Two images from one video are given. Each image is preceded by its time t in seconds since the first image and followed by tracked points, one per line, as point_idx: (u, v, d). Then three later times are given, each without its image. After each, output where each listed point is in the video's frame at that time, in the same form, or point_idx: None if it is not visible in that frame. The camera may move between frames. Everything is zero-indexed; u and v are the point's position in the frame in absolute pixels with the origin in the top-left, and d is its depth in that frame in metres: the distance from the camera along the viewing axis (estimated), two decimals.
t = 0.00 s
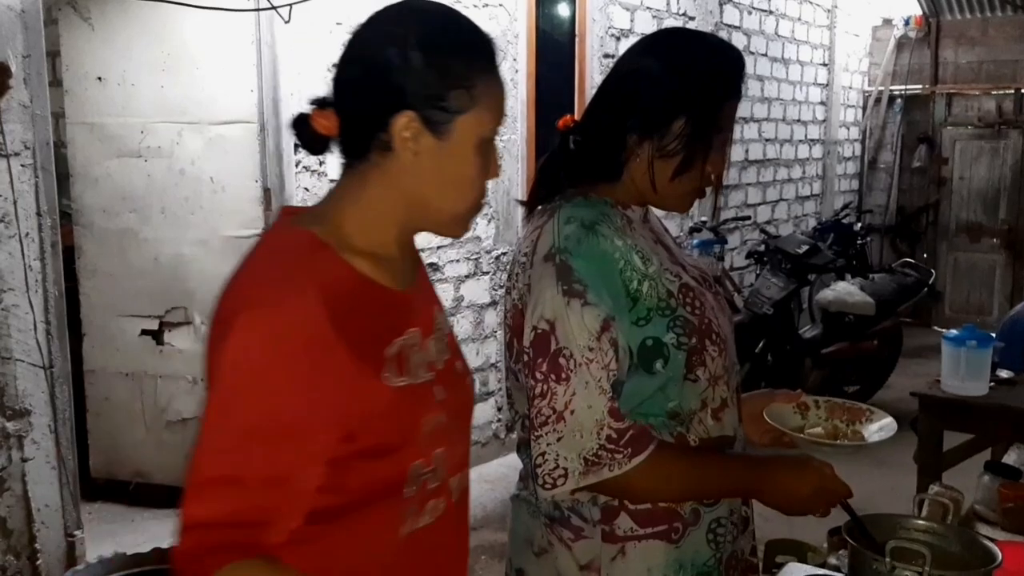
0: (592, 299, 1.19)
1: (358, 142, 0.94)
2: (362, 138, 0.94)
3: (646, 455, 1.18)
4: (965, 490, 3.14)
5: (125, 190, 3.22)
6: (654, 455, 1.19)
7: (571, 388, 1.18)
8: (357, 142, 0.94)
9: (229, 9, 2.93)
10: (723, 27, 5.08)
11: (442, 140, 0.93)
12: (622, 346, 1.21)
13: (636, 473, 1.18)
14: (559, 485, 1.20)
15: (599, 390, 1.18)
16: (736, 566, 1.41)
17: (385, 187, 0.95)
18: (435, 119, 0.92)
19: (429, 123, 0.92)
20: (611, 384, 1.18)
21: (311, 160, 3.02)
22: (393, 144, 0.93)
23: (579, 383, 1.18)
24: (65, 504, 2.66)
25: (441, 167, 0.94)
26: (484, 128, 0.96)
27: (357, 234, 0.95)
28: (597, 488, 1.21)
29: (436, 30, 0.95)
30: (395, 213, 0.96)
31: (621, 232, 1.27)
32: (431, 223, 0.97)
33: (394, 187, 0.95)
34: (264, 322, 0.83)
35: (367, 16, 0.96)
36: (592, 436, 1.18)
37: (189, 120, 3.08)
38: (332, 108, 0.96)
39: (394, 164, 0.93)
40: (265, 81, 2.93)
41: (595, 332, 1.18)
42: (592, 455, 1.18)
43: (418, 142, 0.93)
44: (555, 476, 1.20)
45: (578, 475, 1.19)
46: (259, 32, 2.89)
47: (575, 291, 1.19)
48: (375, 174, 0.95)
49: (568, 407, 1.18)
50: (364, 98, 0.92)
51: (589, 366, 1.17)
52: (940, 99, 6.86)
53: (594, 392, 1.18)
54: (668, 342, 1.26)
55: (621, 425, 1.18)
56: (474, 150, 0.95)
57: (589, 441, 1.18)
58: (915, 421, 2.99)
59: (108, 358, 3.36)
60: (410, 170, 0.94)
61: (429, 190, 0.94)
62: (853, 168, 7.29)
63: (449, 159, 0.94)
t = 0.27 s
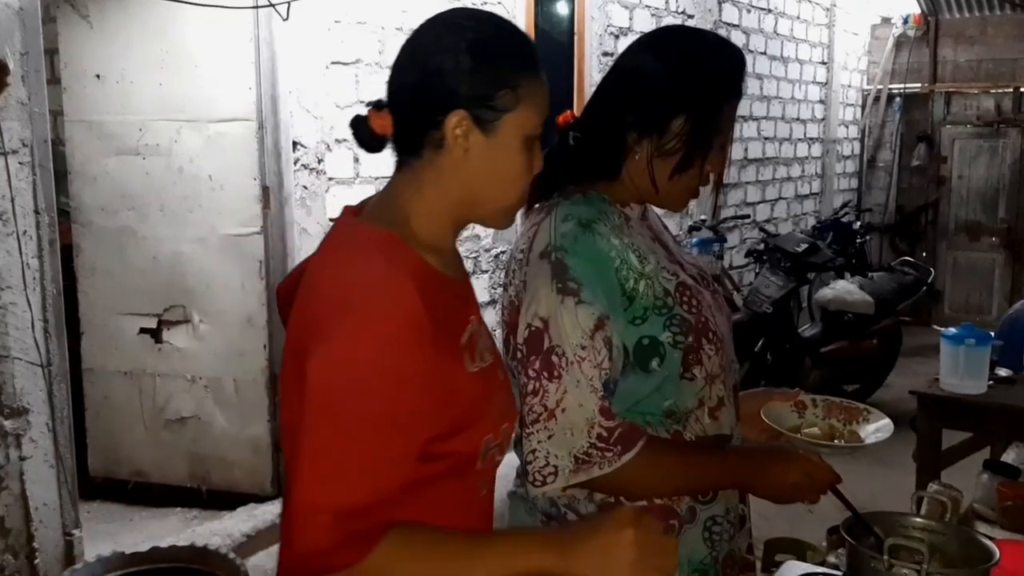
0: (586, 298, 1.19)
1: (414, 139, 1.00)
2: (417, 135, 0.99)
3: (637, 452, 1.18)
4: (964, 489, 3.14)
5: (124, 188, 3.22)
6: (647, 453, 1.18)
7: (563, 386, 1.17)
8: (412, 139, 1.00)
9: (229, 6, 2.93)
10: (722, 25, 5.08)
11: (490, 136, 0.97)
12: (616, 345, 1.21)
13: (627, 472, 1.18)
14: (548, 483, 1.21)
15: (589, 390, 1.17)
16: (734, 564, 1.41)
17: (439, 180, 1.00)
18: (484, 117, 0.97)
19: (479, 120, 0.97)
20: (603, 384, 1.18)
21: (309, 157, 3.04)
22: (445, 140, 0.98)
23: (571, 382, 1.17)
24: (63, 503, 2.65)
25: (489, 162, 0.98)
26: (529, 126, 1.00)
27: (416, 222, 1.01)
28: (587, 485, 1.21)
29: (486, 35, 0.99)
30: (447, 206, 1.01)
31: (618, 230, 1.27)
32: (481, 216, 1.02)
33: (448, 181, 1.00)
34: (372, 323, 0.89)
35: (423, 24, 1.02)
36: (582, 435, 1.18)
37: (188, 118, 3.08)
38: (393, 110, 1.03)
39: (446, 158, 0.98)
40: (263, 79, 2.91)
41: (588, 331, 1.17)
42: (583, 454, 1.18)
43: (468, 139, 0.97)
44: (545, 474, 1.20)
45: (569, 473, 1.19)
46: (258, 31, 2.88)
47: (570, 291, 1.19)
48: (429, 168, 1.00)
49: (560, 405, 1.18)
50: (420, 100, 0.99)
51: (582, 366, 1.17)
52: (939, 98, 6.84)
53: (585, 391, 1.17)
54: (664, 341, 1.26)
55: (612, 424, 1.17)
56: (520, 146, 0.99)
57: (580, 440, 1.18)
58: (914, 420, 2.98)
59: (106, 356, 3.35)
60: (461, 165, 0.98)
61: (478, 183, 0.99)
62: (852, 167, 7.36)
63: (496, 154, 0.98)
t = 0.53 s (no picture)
0: (579, 297, 1.19)
1: (443, 131, 0.96)
2: (446, 127, 0.96)
3: (624, 449, 1.18)
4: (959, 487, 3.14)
5: (119, 186, 3.22)
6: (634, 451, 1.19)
7: (556, 385, 1.17)
8: (441, 131, 0.97)
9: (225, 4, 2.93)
10: (718, 24, 5.08)
11: (518, 129, 0.93)
12: (608, 343, 1.21)
13: (616, 470, 1.18)
14: (538, 481, 1.21)
15: (581, 389, 1.17)
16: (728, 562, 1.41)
17: (466, 174, 0.95)
18: (513, 110, 0.93)
19: (508, 113, 0.93)
20: (594, 383, 1.18)
21: (304, 156, 3.00)
22: (474, 132, 0.94)
23: (563, 381, 1.17)
24: (57, 503, 2.63)
25: (517, 157, 0.94)
26: (559, 121, 0.95)
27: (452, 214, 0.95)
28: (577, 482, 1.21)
29: (516, 31, 0.96)
30: (473, 201, 0.96)
31: (612, 229, 1.27)
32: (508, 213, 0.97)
33: (476, 175, 0.95)
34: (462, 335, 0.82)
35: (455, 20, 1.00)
36: (573, 433, 1.18)
37: (183, 116, 3.07)
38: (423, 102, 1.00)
39: (474, 152, 0.94)
40: (258, 77, 2.90)
41: (580, 330, 1.17)
42: (573, 452, 1.18)
43: (497, 132, 0.93)
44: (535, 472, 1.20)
45: (558, 471, 1.19)
46: (254, 28, 2.88)
47: (562, 289, 1.19)
48: (457, 161, 0.96)
49: (551, 404, 1.17)
50: (449, 92, 0.96)
51: (573, 365, 1.17)
52: (934, 97, 6.85)
53: (577, 390, 1.17)
54: (657, 340, 1.25)
55: (602, 423, 1.18)
56: (546, 142, 0.95)
57: (570, 438, 1.18)
58: (909, 418, 2.99)
59: (101, 355, 3.35)
60: (488, 158, 0.94)
61: (505, 178, 0.95)
62: (847, 166, 7.36)
63: (524, 149, 0.94)
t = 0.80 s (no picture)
0: (571, 296, 1.19)
1: (470, 126, 0.94)
2: (474, 122, 0.94)
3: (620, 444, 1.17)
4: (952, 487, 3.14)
5: (112, 184, 3.21)
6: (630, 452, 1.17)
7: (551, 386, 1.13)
8: (466, 126, 0.95)
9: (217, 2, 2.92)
10: (713, 23, 5.08)
11: (550, 129, 0.91)
12: (600, 343, 1.21)
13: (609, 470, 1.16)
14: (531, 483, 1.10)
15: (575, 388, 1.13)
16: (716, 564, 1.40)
17: (495, 171, 0.94)
18: (546, 109, 0.91)
19: (541, 112, 0.91)
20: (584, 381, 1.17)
21: (298, 154, 2.99)
22: (505, 130, 0.92)
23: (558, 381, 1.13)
24: (49, 503, 2.62)
25: (548, 156, 0.92)
26: (590, 122, 0.93)
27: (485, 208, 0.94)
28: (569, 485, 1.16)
29: (550, 26, 0.94)
30: (502, 198, 0.95)
31: (604, 228, 1.26)
32: (537, 210, 0.96)
33: (506, 173, 0.94)
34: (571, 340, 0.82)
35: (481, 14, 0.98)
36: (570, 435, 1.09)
37: (176, 114, 3.07)
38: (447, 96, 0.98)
39: (505, 149, 0.93)
40: (251, 75, 2.90)
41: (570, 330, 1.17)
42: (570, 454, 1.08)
43: (528, 132, 0.91)
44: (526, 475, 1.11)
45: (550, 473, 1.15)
46: (247, 27, 2.88)
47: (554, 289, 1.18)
48: (485, 157, 0.94)
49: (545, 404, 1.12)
50: (477, 86, 0.94)
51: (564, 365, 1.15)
52: (929, 96, 6.87)
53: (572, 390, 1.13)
54: (648, 341, 1.26)
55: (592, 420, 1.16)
56: (575, 142, 0.93)
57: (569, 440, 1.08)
58: (902, 417, 2.99)
59: (93, 354, 3.34)
60: (519, 156, 0.93)
61: (534, 177, 0.93)
62: (841, 165, 7.36)
63: (554, 148, 0.92)
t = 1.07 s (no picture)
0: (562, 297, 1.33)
1: (490, 132, 0.95)
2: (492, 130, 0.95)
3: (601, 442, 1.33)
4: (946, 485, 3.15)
5: (104, 182, 3.20)
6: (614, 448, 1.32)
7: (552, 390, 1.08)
8: (486, 132, 0.95)
9: None
10: (707, 22, 5.08)
11: (572, 139, 0.93)
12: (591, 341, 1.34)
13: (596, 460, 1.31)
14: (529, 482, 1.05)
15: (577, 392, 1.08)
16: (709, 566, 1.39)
17: (515, 179, 0.96)
18: (571, 120, 0.92)
19: (564, 122, 0.92)
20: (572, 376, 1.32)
21: (291, 152, 2.98)
22: (527, 139, 0.94)
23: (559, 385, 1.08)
24: (41, 502, 2.61)
25: (569, 166, 0.94)
26: (609, 132, 0.95)
27: (510, 212, 0.97)
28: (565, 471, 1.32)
29: (573, 32, 0.93)
30: (523, 204, 0.97)
31: (598, 235, 1.39)
32: (552, 220, 0.99)
33: (526, 181, 0.96)
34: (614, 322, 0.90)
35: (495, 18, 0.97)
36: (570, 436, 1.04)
37: (168, 112, 3.05)
38: (464, 99, 0.98)
39: (526, 158, 0.95)
40: (244, 73, 2.89)
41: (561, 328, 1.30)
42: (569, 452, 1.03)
43: (549, 141, 0.93)
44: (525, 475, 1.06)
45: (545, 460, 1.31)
46: (240, 25, 2.87)
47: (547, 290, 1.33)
48: (505, 165, 0.96)
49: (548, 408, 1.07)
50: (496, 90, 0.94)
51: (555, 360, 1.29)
52: (923, 95, 6.89)
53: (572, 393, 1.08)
54: (640, 342, 1.37)
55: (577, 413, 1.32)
56: (595, 152, 0.95)
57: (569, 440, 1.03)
58: (896, 416, 2.99)
59: (86, 351, 3.33)
60: (540, 166, 0.95)
61: (555, 186, 0.96)
62: (836, 163, 7.36)
63: (575, 158, 0.94)
